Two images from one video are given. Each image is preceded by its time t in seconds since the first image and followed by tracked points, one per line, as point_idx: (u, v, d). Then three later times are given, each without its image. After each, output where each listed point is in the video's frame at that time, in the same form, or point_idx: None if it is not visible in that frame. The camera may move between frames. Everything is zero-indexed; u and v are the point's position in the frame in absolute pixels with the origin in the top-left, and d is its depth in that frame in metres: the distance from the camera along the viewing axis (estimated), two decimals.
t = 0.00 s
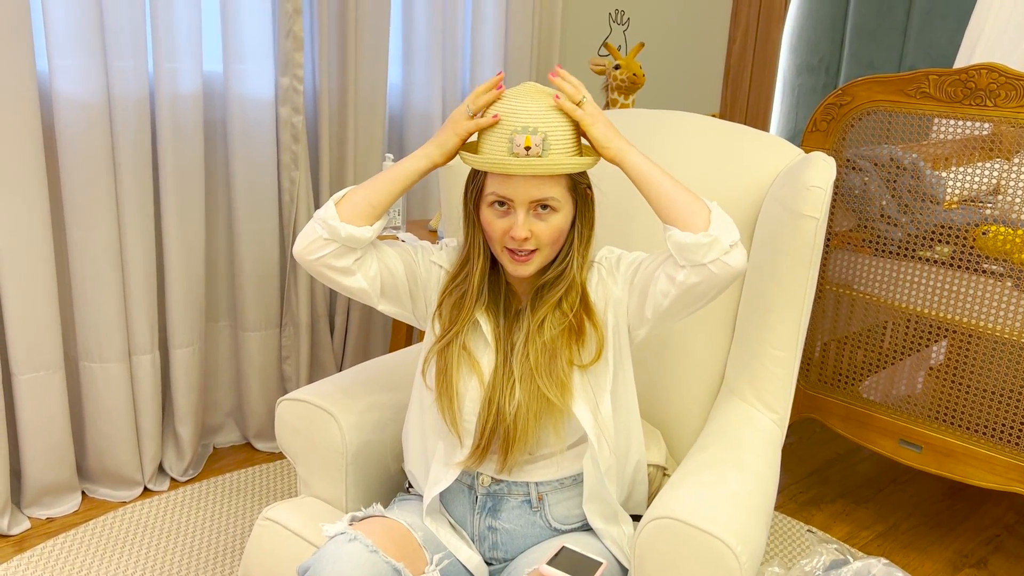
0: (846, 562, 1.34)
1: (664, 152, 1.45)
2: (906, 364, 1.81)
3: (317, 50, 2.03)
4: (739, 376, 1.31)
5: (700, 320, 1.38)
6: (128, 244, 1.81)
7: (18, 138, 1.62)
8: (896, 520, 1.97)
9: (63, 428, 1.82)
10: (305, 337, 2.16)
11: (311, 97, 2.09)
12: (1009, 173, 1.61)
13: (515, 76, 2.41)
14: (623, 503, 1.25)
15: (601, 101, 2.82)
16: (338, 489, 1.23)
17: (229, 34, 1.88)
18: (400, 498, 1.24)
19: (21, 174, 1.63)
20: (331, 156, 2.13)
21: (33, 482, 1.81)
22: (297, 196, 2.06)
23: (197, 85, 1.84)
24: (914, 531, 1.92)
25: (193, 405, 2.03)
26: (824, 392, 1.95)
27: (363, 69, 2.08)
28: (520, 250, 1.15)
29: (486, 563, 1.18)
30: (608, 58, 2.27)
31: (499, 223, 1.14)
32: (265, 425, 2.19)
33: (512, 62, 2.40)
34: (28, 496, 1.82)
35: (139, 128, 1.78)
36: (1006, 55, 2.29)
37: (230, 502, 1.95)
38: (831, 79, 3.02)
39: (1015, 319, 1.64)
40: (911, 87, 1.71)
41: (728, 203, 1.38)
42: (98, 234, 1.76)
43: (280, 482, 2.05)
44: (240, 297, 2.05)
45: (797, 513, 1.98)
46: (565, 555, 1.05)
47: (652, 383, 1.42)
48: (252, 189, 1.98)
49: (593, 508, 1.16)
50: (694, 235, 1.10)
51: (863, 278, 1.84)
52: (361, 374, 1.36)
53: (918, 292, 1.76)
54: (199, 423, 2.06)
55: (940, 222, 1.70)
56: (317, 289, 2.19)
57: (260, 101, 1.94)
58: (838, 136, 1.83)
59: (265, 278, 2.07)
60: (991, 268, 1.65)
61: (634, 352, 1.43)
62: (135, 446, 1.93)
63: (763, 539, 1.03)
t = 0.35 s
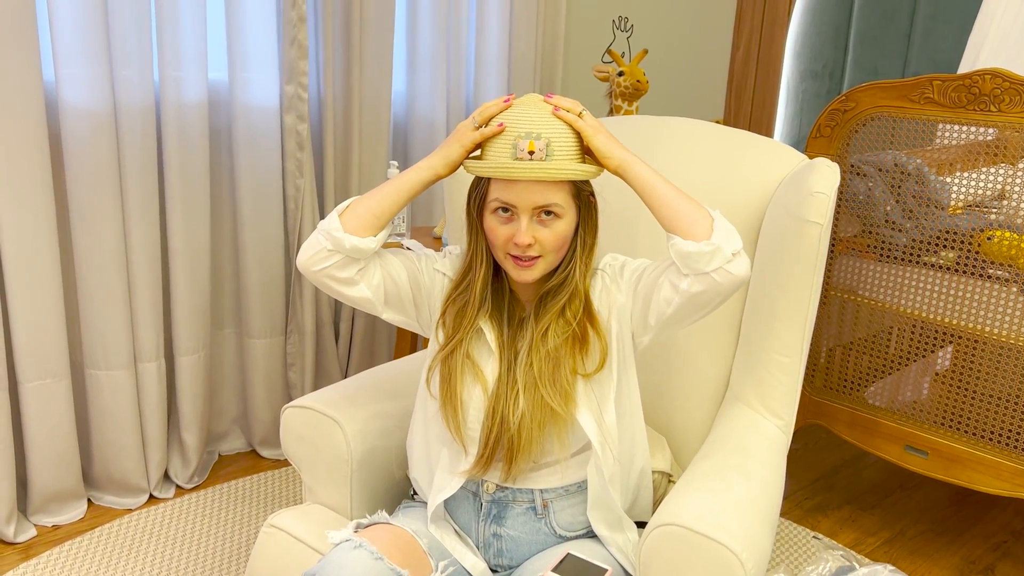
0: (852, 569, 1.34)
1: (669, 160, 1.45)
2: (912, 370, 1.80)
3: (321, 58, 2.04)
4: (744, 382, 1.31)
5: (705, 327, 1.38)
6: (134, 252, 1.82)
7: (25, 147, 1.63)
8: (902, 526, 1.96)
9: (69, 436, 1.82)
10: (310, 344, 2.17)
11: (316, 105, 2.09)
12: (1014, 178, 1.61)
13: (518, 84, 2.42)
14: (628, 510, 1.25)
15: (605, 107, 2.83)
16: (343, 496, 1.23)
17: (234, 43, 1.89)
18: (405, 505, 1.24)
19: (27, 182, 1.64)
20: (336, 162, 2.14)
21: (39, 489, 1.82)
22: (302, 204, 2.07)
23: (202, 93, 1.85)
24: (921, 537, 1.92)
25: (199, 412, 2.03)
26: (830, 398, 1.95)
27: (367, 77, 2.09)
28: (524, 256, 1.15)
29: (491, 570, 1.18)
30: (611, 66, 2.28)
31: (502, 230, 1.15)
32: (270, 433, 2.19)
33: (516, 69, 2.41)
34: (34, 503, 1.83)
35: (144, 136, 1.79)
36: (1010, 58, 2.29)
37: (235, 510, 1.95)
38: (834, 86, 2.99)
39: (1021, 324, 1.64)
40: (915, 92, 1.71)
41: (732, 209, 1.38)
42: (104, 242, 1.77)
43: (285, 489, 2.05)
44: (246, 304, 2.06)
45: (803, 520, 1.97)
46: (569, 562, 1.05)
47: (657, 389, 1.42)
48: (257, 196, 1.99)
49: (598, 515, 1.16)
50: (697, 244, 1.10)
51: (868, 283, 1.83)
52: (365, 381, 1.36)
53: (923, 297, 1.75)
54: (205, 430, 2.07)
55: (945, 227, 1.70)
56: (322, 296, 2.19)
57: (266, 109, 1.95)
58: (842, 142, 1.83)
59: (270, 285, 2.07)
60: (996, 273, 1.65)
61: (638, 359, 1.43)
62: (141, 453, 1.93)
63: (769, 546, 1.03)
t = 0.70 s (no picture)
0: None
1: (672, 166, 1.45)
2: (917, 376, 1.80)
3: (325, 66, 2.04)
4: (749, 388, 1.30)
5: (709, 334, 1.38)
6: (139, 260, 1.82)
7: (30, 156, 1.63)
8: (909, 533, 1.95)
9: (74, 444, 1.82)
10: (314, 351, 2.16)
11: (320, 113, 2.10)
12: (1018, 183, 1.61)
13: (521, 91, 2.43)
14: (632, 518, 1.24)
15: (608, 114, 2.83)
16: (347, 503, 1.23)
17: (238, 51, 1.90)
18: (408, 513, 1.24)
19: (32, 191, 1.65)
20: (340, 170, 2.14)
21: (43, 498, 1.82)
22: (306, 212, 2.07)
23: (206, 102, 1.86)
24: (927, 544, 1.91)
25: (203, 421, 2.03)
26: (835, 404, 1.94)
27: (371, 85, 2.09)
28: (526, 264, 1.15)
29: None
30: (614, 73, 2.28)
31: (503, 238, 1.14)
32: (274, 440, 2.19)
33: (519, 77, 2.42)
34: (38, 512, 1.83)
35: (149, 145, 1.80)
36: (1014, 63, 2.29)
37: (239, 518, 1.95)
38: (838, 90, 3.00)
39: None
40: (918, 98, 1.70)
41: (736, 214, 1.38)
42: (108, 251, 1.77)
43: (289, 497, 2.05)
44: (250, 312, 2.06)
45: (809, 527, 1.96)
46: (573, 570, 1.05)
47: (662, 396, 1.41)
48: (261, 205, 1.99)
49: (602, 523, 1.15)
50: (700, 252, 1.10)
51: (872, 289, 1.83)
52: (368, 388, 1.36)
53: (928, 303, 1.75)
54: (209, 438, 2.06)
55: (949, 232, 1.69)
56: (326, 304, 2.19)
57: (270, 117, 1.96)
58: (846, 148, 1.83)
59: (273, 293, 2.07)
60: (1001, 279, 1.64)
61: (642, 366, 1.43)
62: (145, 461, 1.93)
63: (774, 552, 1.02)
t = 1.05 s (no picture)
0: None
1: (674, 173, 1.45)
2: (921, 382, 1.79)
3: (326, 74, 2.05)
4: (752, 394, 1.30)
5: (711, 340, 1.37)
6: (141, 269, 1.83)
7: (33, 166, 1.64)
8: (914, 540, 1.94)
9: (76, 452, 1.82)
10: (316, 359, 2.16)
11: (322, 121, 2.11)
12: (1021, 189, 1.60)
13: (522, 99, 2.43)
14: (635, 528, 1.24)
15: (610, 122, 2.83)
16: (349, 511, 1.22)
17: (240, 60, 1.90)
18: (410, 522, 1.24)
19: (33, 200, 1.65)
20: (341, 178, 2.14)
21: (46, 507, 1.82)
22: (308, 220, 2.07)
23: (209, 110, 1.87)
24: (932, 552, 1.90)
25: (205, 429, 2.03)
26: (839, 410, 1.94)
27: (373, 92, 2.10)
28: (526, 267, 1.14)
29: None
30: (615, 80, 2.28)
31: (503, 241, 1.14)
32: (277, 449, 2.19)
33: (520, 85, 2.43)
34: (40, 520, 1.82)
35: (151, 154, 1.80)
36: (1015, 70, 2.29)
37: (241, 526, 1.94)
38: (840, 96, 2.99)
39: None
40: (920, 103, 1.70)
41: (738, 222, 1.38)
42: (110, 259, 1.78)
43: (291, 506, 2.04)
44: (252, 319, 2.06)
45: (813, 534, 1.95)
46: None
47: (665, 403, 1.41)
48: (263, 213, 1.99)
49: (604, 532, 1.15)
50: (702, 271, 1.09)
51: (876, 295, 1.83)
52: (369, 396, 1.36)
53: (932, 309, 1.74)
54: (211, 447, 2.06)
55: (952, 238, 1.69)
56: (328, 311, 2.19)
57: (272, 125, 1.96)
58: (848, 153, 1.82)
59: (276, 301, 2.07)
60: (1005, 284, 1.63)
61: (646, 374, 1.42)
62: (147, 470, 1.93)
63: (778, 559, 1.02)
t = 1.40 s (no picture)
0: None
1: (674, 195, 1.45)
2: (924, 404, 1.78)
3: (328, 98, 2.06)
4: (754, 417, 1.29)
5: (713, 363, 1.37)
6: (141, 292, 1.83)
7: (34, 190, 1.64)
8: (920, 564, 1.92)
9: (74, 477, 1.81)
10: (317, 382, 2.16)
11: (323, 144, 2.11)
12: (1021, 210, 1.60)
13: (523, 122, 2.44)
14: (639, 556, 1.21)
15: (611, 144, 2.84)
16: (348, 536, 1.21)
17: (242, 85, 1.91)
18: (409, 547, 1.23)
19: (35, 224, 1.65)
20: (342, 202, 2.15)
21: (43, 532, 1.80)
22: (309, 243, 2.07)
23: (210, 134, 1.87)
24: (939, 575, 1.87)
25: (205, 453, 2.02)
26: (842, 432, 1.92)
27: (374, 116, 2.11)
28: (520, 286, 1.14)
29: None
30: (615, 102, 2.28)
31: (495, 261, 1.14)
32: (277, 472, 2.17)
33: (521, 108, 2.44)
34: (38, 546, 1.81)
35: (152, 178, 1.81)
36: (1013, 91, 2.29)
37: (241, 551, 1.93)
38: (840, 117, 2.99)
39: None
40: (919, 124, 1.70)
41: (739, 244, 1.38)
42: (111, 283, 1.78)
43: (291, 530, 2.03)
44: (252, 343, 2.05)
45: (817, 557, 1.94)
46: None
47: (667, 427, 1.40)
48: (264, 235, 2.00)
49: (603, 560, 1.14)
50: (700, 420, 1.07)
51: (878, 316, 1.82)
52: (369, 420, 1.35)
53: (935, 330, 1.73)
54: (211, 470, 2.05)
55: (954, 259, 1.68)
56: (329, 334, 2.19)
57: (273, 149, 1.97)
58: (847, 174, 1.82)
59: (276, 324, 2.07)
60: (1007, 305, 1.63)
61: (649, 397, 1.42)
62: (146, 495, 1.92)
63: None
